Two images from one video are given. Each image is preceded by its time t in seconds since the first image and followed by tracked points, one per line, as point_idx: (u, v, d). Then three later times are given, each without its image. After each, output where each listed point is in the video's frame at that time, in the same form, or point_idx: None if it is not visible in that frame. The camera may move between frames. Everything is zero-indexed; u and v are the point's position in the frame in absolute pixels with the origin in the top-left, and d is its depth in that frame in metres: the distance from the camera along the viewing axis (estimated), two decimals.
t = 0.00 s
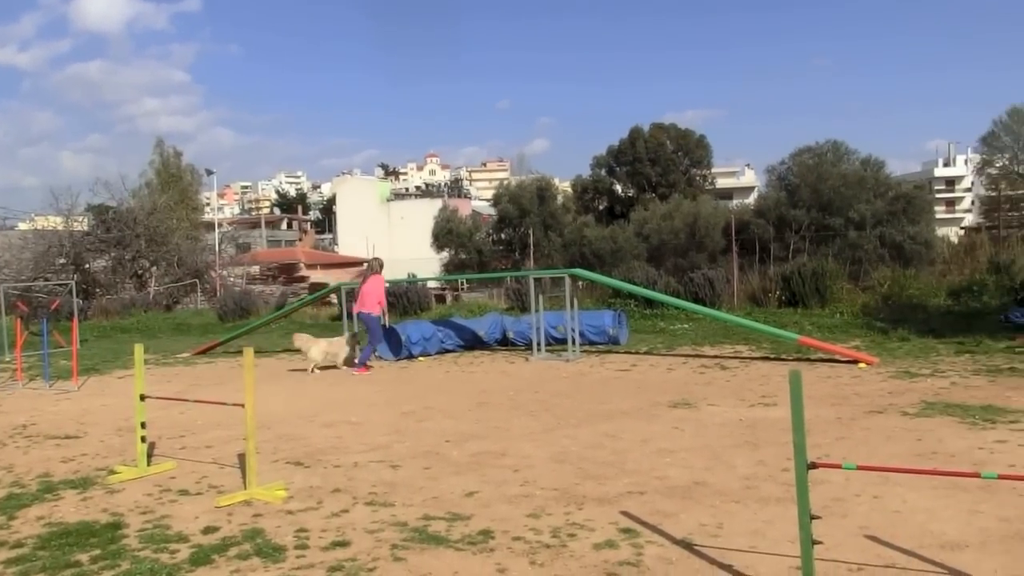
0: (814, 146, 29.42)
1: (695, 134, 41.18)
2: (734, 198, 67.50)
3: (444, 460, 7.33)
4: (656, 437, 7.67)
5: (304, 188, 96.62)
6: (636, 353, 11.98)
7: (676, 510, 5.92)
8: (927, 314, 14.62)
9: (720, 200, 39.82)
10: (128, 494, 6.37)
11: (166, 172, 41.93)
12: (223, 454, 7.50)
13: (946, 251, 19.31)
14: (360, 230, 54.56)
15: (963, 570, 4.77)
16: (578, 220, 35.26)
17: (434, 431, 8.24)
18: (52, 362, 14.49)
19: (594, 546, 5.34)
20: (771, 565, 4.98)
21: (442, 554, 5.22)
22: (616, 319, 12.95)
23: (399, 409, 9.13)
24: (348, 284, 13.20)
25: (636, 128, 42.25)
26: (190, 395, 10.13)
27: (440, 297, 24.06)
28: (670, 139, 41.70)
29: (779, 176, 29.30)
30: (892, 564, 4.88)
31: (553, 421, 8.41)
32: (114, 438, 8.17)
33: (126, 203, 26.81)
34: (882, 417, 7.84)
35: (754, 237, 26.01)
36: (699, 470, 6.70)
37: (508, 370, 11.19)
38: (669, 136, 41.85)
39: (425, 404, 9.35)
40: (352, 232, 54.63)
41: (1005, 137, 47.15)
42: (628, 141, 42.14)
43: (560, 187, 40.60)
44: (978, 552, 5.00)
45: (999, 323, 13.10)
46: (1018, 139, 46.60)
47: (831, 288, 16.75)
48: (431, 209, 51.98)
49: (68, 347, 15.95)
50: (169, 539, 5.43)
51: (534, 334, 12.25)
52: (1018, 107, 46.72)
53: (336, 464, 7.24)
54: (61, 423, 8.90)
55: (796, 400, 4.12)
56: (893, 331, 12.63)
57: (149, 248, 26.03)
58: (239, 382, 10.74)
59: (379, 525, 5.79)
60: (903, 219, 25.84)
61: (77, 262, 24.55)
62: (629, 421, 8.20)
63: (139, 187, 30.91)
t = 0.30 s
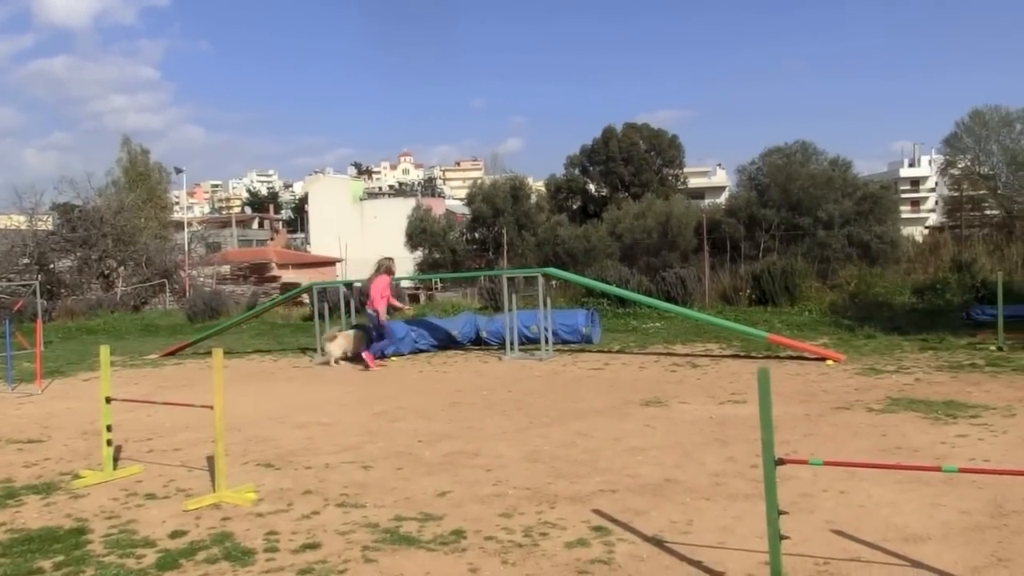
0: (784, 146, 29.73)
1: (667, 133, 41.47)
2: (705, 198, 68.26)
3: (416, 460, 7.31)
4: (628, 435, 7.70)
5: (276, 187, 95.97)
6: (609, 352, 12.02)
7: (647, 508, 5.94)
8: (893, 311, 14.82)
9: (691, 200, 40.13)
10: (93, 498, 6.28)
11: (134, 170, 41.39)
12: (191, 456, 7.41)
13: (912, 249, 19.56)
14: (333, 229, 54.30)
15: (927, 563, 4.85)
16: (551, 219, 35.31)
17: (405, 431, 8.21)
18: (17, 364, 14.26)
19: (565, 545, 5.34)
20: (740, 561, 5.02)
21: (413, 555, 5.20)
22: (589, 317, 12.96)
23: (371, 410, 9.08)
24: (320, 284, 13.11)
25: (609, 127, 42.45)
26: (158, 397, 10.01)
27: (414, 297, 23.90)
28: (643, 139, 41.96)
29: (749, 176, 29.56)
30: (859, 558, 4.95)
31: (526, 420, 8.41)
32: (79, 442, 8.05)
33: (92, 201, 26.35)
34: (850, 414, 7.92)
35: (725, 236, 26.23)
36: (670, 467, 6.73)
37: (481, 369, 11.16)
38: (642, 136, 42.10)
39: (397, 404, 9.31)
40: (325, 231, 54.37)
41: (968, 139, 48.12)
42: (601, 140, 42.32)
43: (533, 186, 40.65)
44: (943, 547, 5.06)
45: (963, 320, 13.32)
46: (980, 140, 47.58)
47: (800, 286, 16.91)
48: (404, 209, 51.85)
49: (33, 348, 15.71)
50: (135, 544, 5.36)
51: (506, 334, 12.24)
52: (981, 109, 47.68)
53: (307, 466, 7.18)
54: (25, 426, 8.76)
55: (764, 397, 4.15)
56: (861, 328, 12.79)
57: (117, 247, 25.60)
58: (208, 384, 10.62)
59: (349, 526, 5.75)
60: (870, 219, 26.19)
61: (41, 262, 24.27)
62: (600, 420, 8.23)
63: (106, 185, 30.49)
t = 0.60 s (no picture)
0: (751, 146, 30.02)
1: (637, 133, 41.67)
2: (673, 197, 68.73)
3: (384, 461, 7.27)
4: (597, 433, 7.71)
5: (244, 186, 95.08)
6: (578, 351, 12.03)
7: (615, 506, 5.95)
8: (858, 309, 15.00)
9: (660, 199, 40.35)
10: (53, 504, 6.17)
11: (97, 169, 40.75)
12: (155, 460, 7.31)
13: (877, 248, 19.79)
14: (302, 228, 53.91)
15: (889, 557, 4.92)
16: (521, 218, 35.31)
17: (374, 432, 8.16)
18: None
19: (533, 544, 5.33)
20: (706, 557, 5.05)
21: (380, 556, 5.17)
22: (559, 316, 12.96)
23: (339, 410, 9.02)
24: (289, 284, 12.97)
25: (579, 127, 42.56)
26: (121, 400, 9.85)
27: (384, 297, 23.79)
28: (613, 139, 42.15)
29: (717, 176, 29.78)
30: (822, 552, 5.01)
31: (495, 419, 8.40)
32: (38, 446, 7.89)
33: (54, 200, 25.93)
34: (816, 410, 8.01)
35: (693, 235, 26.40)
36: (638, 465, 6.75)
37: (451, 369, 11.12)
38: (612, 136, 42.29)
39: (366, 404, 9.25)
40: (294, 231, 53.97)
41: (929, 140, 48.94)
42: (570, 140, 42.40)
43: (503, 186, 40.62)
44: (907, 542, 5.12)
45: (924, 318, 13.54)
46: (941, 141, 48.41)
47: (767, 285, 17.05)
48: (374, 208, 51.60)
49: None
50: (96, 549, 5.27)
51: (476, 333, 12.20)
52: (941, 111, 48.54)
53: (273, 468, 7.12)
54: None
55: (729, 394, 4.18)
56: (826, 326, 12.94)
57: (79, 247, 25.24)
58: (173, 386, 10.48)
59: (316, 528, 5.71)
60: (836, 219, 26.50)
61: None
62: (569, 419, 8.24)
63: (68, 186, 30.02)
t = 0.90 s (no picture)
0: (715, 146, 30.30)
1: (603, 133, 41.88)
2: (639, 196, 69.13)
3: (349, 461, 7.22)
4: (562, 432, 7.74)
5: (209, 185, 94.01)
6: (544, 350, 12.05)
7: (580, 504, 5.97)
8: (819, 307, 15.18)
9: (626, 199, 40.57)
10: (8, 510, 6.05)
11: (55, 167, 40.03)
12: (114, 464, 7.20)
13: (838, 247, 20.03)
14: (267, 228, 53.44)
15: (847, 551, 4.99)
16: (489, 218, 35.28)
17: (339, 433, 8.11)
18: None
19: (498, 543, 5.33)
20: (670, 554, 5.08)
21: (344, 558, 5.13)
22: (525, 315, 12.97)
23: (304, 411, 8.94)
24: (253, 283, 12.83)
25: (546, 126, 42.66)
26: (80, 403, 9.69)
27: (350, 297, 23.68)
28: (579, 138, 42.33)
29: (682, 175, 30.00)
30: (782, 547, 5.07)
31: (461, 419, 8.39)
32: None
33: (10, 199, 25.41)
34: (778, 407, 8.10)
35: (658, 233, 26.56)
36: (603, 463, 6.78)
37: (417, 369, 11.08)
38: (579, 136, 42.46)
39: (331, 405, 9.18)
40: (259, 230, 53.47)
41: (888, 140, 49.66)
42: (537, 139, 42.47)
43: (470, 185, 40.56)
44: (864, 535, 5.21)
45: (884, 315, 13.75)
46: (900, 141, 49.13)
47: (731, 283, 17.19)
48: (341, 207, 51.28)
49: None
50: (52, 556, 5.19)
51: (443, 332, 12.18)
52: (901, 112, 49.34)
53: (236, 470, 7.05)
54: None
55: (690, 392, 4.22)
56: (788, 323, 13.09)
57: (36, 246, 24.86)
58: (133, 389, 10.33)
59: (280, 531, 5.66)
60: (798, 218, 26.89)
61: None
62: (535, 418, 8.24)
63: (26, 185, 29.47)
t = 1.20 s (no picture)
0: (678, 145, 30.57)
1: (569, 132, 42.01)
2: (604, 196, 69.48)
3: (312, 462, 7.16)
4: (527, 431, 7.73)
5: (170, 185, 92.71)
6: (510, 349, 12.04)
7: (544, 502, 5.98)
8: (781, 305, 15.35)
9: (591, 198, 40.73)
10: None
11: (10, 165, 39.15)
12: (71, 467, 7.06)
13: (799, 245, 20.25)
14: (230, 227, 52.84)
15: (807, 545, 5.05)
16: (454, 217, 35.18)
17: (302, 434, 8.03)
18: None
19: (462, 543, 5.32)
20: (633, 551, 5.10)
21: (305, 560, 5.08)
22: (490, 314, 12.96)
23: (267, 412, 8.85)
24: (215, 283, 12.67)
25: (511, 126, 42.70)
26: (35, 406, 9.49)
27: (314, 297, 23.51)
28: (545, 137, 42.42)
29: (646, 174, 30.19)
30: (743, 543, 5.12)
31: (425, 419, 8.35)
32: None
33: None
34: (741, 404, 8.17)
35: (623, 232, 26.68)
36: (568, 462, 6.79)
37: (382, 369, 11.01)
38: (544, 135, 42.57)
39: (294, 406, 9.09)
40: (221, 229, 52.85)
41: (848, 140, 50.32)
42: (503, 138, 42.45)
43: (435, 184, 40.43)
44: (823, 530, 5.27)
45: (843, 312, 13.95)
46: (860, 141, 49.79)
47: (694, 282, 17.33)
48: (305, 206, 50.85)
49: None
50: (5, 563, 5.07)
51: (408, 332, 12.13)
52: (860, 113, 50.09)
53: (197, 472, 6.96)
54: None
55: (651, 390, 4.26)
56: (751, 321, 13.22)
57: None
58: (90, 391, 10.14)
59: (241, 534, 5.59)
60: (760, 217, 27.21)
61: None
62: (499, 416, 8.24)
63: None
